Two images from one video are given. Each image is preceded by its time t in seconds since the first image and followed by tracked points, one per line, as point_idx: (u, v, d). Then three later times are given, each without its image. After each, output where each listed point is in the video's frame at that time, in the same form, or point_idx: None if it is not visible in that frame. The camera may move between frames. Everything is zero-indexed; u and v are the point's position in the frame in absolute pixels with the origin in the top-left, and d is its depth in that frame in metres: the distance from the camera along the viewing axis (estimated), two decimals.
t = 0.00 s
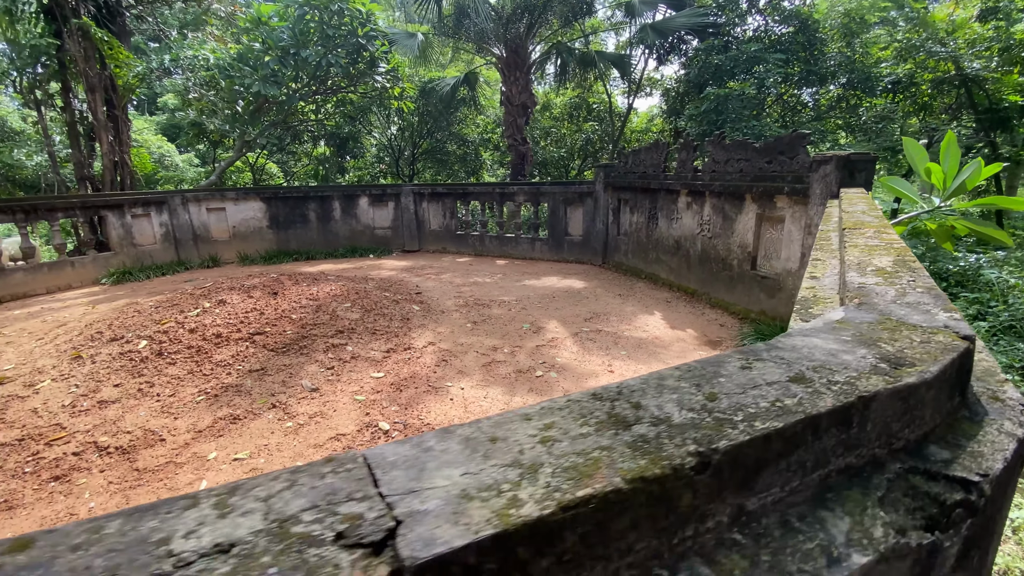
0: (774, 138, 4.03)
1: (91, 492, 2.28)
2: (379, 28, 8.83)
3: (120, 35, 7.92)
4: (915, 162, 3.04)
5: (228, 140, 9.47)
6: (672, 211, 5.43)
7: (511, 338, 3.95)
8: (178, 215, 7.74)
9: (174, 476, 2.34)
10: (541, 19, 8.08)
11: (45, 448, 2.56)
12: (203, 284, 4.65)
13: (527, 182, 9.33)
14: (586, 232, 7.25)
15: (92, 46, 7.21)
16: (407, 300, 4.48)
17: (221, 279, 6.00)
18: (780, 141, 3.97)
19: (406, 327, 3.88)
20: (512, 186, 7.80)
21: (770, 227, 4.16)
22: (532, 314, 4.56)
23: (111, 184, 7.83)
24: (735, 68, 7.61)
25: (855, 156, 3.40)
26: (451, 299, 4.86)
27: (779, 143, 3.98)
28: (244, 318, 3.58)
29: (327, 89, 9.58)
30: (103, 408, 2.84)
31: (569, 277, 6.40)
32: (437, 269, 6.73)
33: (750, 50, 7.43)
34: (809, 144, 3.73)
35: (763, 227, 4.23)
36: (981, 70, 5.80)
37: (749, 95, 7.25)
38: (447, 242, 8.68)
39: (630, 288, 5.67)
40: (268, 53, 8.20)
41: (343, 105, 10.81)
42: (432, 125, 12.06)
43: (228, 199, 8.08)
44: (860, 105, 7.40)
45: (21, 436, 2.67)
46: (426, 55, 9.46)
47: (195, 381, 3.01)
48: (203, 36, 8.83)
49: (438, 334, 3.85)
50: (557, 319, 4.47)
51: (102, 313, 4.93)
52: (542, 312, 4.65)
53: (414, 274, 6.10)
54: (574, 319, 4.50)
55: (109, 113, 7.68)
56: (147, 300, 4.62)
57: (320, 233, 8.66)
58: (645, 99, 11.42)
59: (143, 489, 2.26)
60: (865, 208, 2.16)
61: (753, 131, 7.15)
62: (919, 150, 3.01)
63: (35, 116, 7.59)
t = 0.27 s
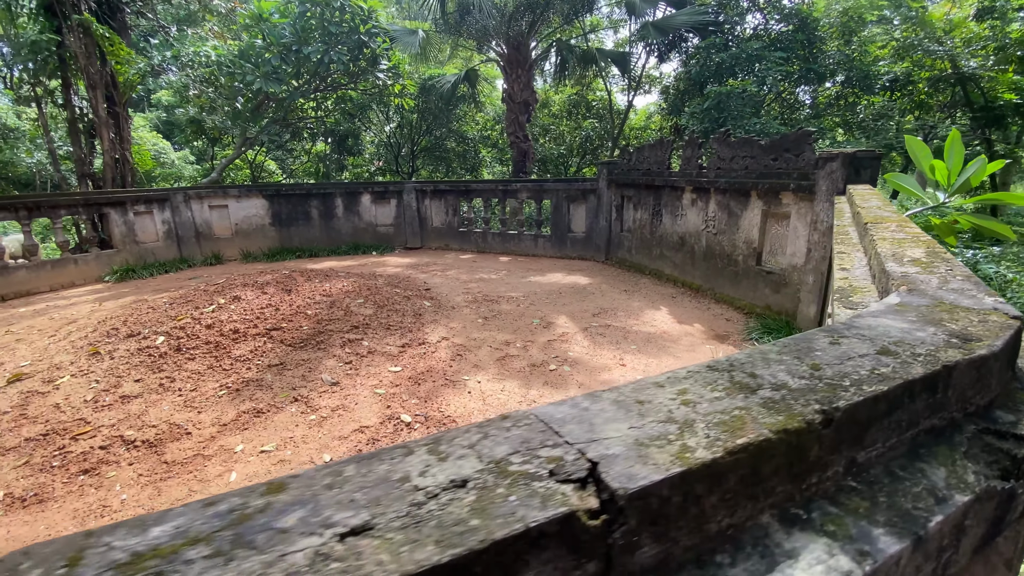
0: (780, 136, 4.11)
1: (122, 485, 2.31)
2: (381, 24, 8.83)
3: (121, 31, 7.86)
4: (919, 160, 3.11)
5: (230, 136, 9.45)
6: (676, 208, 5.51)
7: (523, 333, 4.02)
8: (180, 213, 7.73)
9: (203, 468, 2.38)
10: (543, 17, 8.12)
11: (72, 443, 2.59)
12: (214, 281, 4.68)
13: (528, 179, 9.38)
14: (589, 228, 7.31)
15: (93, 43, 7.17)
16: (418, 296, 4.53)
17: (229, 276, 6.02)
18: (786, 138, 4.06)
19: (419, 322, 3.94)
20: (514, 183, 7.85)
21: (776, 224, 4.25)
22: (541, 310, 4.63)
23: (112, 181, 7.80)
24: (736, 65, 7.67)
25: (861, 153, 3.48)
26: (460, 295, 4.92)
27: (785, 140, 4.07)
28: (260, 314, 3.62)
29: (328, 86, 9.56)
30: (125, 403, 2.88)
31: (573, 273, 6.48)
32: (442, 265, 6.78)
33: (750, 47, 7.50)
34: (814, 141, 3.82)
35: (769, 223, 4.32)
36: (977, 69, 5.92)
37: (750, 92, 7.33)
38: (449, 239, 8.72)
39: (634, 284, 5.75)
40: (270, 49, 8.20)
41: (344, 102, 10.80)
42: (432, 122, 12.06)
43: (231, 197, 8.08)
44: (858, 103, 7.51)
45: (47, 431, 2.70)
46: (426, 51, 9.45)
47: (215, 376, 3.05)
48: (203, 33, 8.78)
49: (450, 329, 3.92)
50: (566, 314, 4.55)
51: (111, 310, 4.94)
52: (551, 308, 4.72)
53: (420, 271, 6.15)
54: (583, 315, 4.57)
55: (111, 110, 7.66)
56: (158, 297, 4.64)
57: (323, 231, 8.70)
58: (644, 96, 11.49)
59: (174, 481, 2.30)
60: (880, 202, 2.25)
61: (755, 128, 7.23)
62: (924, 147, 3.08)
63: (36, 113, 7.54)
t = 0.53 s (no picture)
0: (783, 132, 4.21)
1: (154, 475, 2.35)
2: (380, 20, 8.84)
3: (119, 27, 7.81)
4: (919, 157, 3.24)
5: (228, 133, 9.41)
6: (679, 204, 5.61)
7: (533, 326, 4.10)
8: (181, 210, 7.71)
9: (233, 458, 2.43)
10: (543, 15, 8.18)
11: (99, 435, 2.63)
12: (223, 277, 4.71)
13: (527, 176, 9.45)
14: (590, 224, 7.39)
15: (91, 38, 7.11)
16: (427, 291, 4.58)
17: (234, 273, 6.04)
18: (788, 135, 4.16)
19: (431, 316, 4.01)
20: (516, 179, 7.90)
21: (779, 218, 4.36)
22: (548, 304, 4.71)
23: (112, 178, 7.76)
24: (734, 63, 7.78)
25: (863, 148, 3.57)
26: (468, 290, 4.98)
27: (788, 137, 4.17)
28: (276, 309, 3.67)
29: (326, 82, 9.55)
30: (148, 396, 2.91)
31: (576, 269, 6.56)
32: (446, 261, 6.83)
33: (748, 46, 7.61)
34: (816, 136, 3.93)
35: (772, 218, 4.43)
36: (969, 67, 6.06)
37: (748, 90, 7.44)
38: (450, 236, 8.77)
39: (637, 279, 5.85)
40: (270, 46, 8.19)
41: (341, 99, 10.79)
42: (430, 119, 12.07)
43: (231, 193, 8.08)
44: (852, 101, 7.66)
45: (71, 424, 2.72)
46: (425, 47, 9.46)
47: (236, 369, 3.09)
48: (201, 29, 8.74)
49: (462, 323, 3.99)
50: (573, 308, 4.63)
51: (119, 306, 4.95)
52: (558, 302, 4.80)
53: (424, 267, 6.20)
54: (590, 309, 4.65)
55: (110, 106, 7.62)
56: (167, 293, 4.66)
57: (323, 227, 8.72)
58: (641, 93, 11.59)
59: (206, 471, 2.35)
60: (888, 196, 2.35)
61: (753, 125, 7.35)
62: (924, 145, 3.21)
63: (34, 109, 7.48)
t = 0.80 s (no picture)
0: (780, 129, 4.36)
1: (186, 462, 2.42)
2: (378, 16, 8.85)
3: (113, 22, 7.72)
4: (913, 152, 3.40)
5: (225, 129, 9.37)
6: (677, 199, 5.74)
7: (540, 318, 4.21)
8: (179, 206, 7.68)
9: (262, 445, 2.51)
10: (540, 12, 8.26)
11: (127, 425, 2.69)
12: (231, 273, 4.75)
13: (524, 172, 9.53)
14: (589, 220, 7.51)
15: (86, 33, 7.02)
16: (435, 285, 4.67)
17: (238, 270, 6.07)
18: (785, 131, 4.31)
19: (441, 309, 4.10)
20: (514, 175, 7.99)
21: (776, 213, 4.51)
22: (553, 297, 4.82)
23: (108, 174, 7.69)
24: (728, 61, 7.92)
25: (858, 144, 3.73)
26: (474, 284, 5.08)
27: (785, 133, 4.32)
28: (290, 302, 3.74)
29: (322, 78, 9.53)
30: (171, 387, 2.97)
31: (576, 263, 6.68)
32: (447, 257, 6.90)
33: (742, 44, 7.77)
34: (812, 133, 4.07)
35: (770, 212, 4.58)
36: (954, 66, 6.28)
37: (743, 87, 7.59)
38: (448, 232, 8.84)
39: (637, 273, 5.98)
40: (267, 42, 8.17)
41: (336, 95, 10.77)
42: (425, 115, 12.09)
43: (229, 190, 8.06)
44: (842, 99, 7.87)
45: (97, 415, 2.77)
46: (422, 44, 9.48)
47: (256, 361, 3.17)
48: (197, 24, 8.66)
49: (472, 315, 4.09)
50: (578, 301, 4.74)
51: (126, 303, 4.96)
52: (562, 295, 4.92)
53: (427, 262, 6.27)
54: (595, 301, 4.77)
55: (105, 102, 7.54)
56: (175, 289, 4.69)
57: (322, 224, 8.74)
58: (634, 90, 11.73)
59: (238, 457, 2.43)
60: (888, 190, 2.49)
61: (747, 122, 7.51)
62: (918, 142, 3.37)
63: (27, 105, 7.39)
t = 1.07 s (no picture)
0: (773, 127, 4.52)
1: (213, 453, 2.48)
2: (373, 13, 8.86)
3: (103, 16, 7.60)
4: (902, 150, 3.56)
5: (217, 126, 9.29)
6: (672, 195, 5.88)
7: (544, 312, 4.32)
8: (173, 204, 7.62)
9: (286, 435, 2.58)
10: (535, 10, 8.33)
11: (149, 419, 2.73)
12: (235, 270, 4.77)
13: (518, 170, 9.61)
14: (584, 216, 7.62)
15: (77, 28, 6.91)
16: (439, 281, 4.75)
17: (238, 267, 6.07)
18: (778, 130, 4.47)
19: (447, 304, 4.19)
20: (510, 173, 8.06)
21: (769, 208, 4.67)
22: (555, 292, 4.92)
23: (99, 172, 7.59)
24: (719, 60, 8.07)
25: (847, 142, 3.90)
26: (476, 280, 5.16)
27: (777, 132, 4.48)
28: (300, 298, 3.80)
29: (316, 74, 9.50)
30: (189, 382, 3.02)
31: (573, 259, 6.79)
32: (445, 253, 6.97)
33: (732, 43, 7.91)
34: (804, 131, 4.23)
35: (763, 208, 4.74)
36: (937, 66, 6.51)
37: (734, 85, 7.75)
38: (444, 229, 8.89)
39: (633, 268, 6.11)
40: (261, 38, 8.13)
41: (329, 91, 10.72)
42: (417, 112, 12.09)
43: (224, 187, 8.02)
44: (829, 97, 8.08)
45: (117, 409, 2.81)
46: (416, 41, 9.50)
47: (271, 356, 3.23)
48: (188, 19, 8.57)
49: (477, 310, 4.18)
50: (579, 295, 4.86)
51: (127, 301, 4.95)
52: (564, 290, 5.03)
53: (427, 259, 6.33)
54: (595, 296, 4.89)
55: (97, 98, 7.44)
56: (178, 287, 4.70)
57: (317, 221, 8.74)
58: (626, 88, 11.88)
59: (263, 448, 2.49)
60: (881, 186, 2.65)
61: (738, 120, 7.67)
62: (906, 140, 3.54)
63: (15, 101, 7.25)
